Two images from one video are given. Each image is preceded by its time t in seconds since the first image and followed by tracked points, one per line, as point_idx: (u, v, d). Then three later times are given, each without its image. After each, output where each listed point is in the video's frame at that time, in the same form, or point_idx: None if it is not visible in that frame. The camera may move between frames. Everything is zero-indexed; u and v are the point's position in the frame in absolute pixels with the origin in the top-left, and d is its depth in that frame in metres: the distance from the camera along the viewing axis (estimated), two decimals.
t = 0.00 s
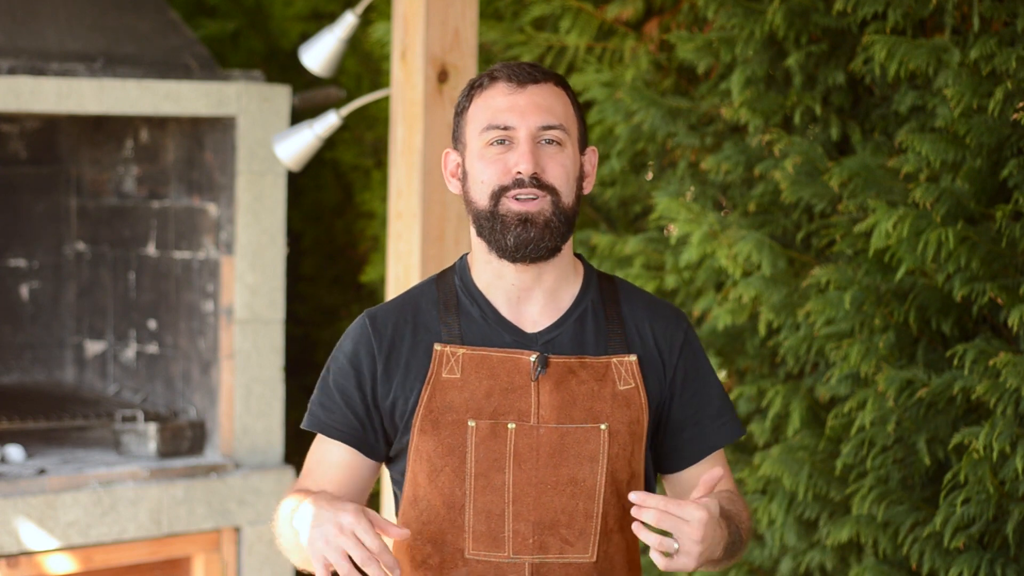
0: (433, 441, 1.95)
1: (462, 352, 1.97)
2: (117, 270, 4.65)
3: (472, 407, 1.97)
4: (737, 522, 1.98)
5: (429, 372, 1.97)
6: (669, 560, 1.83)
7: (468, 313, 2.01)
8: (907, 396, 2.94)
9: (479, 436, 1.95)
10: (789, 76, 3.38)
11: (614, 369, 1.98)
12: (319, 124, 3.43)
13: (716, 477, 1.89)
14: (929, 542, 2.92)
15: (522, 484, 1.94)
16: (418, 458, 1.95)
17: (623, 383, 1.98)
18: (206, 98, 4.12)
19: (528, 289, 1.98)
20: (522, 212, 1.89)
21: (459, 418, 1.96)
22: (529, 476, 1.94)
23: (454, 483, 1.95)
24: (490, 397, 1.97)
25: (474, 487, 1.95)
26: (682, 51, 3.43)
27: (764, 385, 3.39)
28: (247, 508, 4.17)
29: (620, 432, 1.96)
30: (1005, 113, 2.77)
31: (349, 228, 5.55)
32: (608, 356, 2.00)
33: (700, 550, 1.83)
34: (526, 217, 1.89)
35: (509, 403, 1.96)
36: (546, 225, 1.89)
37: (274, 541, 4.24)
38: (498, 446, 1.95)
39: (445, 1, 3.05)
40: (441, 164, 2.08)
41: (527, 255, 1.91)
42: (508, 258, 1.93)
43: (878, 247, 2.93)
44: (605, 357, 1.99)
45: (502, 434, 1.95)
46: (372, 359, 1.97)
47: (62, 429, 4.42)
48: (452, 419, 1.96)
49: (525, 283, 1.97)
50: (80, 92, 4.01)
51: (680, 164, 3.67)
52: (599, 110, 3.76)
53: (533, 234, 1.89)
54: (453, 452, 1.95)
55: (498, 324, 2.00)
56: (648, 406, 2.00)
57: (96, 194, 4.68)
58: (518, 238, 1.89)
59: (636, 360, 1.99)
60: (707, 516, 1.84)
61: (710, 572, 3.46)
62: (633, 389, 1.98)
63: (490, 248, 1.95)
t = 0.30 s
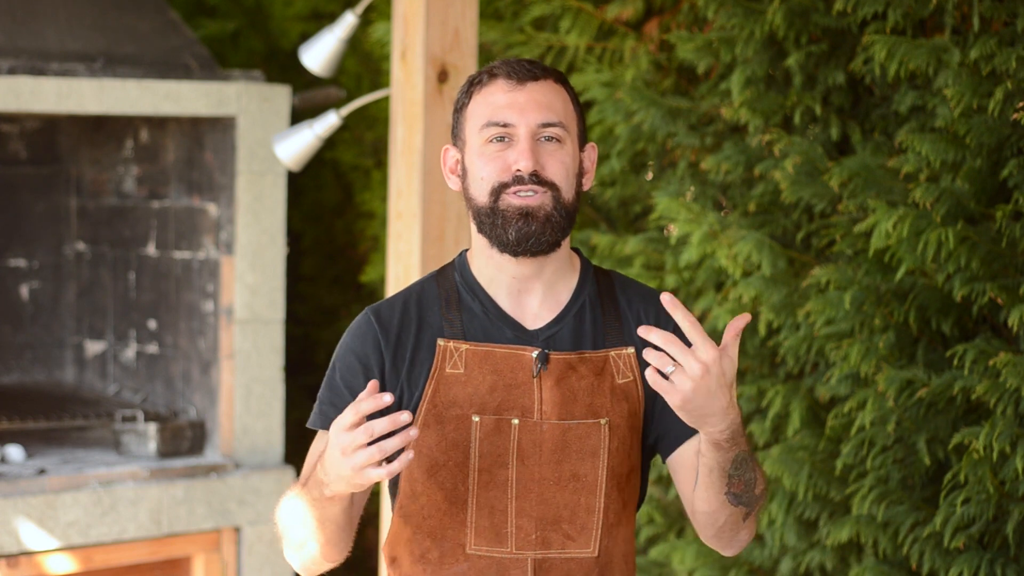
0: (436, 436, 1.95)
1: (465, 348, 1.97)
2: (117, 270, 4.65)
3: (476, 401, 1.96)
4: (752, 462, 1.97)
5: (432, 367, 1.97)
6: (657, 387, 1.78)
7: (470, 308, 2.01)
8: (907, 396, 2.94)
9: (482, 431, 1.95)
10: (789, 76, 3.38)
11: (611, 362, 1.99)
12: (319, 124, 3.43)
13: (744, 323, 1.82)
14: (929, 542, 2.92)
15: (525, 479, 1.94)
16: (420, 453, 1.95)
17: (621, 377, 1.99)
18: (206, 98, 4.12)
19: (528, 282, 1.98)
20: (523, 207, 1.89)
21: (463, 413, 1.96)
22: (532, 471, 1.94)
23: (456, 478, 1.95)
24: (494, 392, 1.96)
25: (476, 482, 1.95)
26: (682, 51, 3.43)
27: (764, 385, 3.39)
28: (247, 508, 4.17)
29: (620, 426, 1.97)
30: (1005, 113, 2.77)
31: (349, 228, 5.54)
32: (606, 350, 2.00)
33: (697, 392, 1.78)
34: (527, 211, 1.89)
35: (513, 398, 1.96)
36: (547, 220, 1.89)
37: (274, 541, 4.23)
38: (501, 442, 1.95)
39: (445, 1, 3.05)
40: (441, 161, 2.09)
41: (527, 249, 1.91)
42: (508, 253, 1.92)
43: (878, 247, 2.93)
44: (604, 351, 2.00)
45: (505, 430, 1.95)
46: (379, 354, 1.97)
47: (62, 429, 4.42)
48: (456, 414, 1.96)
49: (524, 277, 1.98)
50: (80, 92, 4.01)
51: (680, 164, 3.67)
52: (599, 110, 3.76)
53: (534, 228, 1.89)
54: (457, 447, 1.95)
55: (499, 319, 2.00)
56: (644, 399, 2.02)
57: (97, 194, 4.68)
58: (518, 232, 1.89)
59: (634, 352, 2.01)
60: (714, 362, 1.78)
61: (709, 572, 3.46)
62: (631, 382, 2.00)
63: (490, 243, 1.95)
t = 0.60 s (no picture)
0: (427, 437, 1.95)
1: (459, 348, 1.98)
2: (117, 270, 4.65)
3: (467, 403, 1.96)
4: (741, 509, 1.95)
5: (425, 367, 1.97)
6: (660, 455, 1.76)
7: (465, 309, 2.01)
8: (907, 396, 2.94)
9: (473, 433, 1.95)
10: (789, 76, 3.38)
11: (608, 366, 1.98)
12: (319, 124, 3.43)
13: (754, 393, 1.78)
14: (929, 542, 2.92)
15: (515, 482, 1.94)
16: (412, 454, 1.96)
17: (616, 381, 1.98)
18: (206, 98, 4.12)
19: (524, 283, 1.98)
20: (521, 205, 1.89)
21: (454, 414, 1.96)
22: (522, 474, 1.94)
23: (447, 479, 1.95)
24: (486, 394, 1.96)
25: (467, 484, 1.95)
26: (682, 51, 3.43)
27: (764, 385, 3.39)
28: (247, 508, 4.17)
29: (613, 430, 1.97)
30: (1005, 113, 2.77)
31: (349, 228, 5.54)
32: (602, 354, 1.99)
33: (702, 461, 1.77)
34: (524, 211, 1.89)
35: (504, 401, 1.96)
36: (546, 220, 1.89)
37: (274, 541, 4.23)
38: (492, 444, 1.95)
39: (445, 1, 3.05)
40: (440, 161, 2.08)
41: (526, 248, 1.91)
42: (507, 252, 1.93)
43: (878, 247, 2.93)
44: (600, 355, 1.99)
45: (496, 432, 1.95)
46: (373, 355, 1.98)
47: (62, 429, 4.42)
48: (448, 416, 1.96)
49: (521, 278, 1.98)
50: (80, 92, 4.01)
51: (680, 164, 3.67)
52: (599, 110, 3.76)
53: (531, 228, 1.89)
54: (447, 448, 1.95)
55: (494, 321, 2.00)
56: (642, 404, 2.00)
57: (97, 194, 4.68)
58: (516, 231, 1.89)
59: (630, 357, 1.99)
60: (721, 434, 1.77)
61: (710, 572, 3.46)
62: (627, 386, 1.98)
63: (489, 244, 1.95)
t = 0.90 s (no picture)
0: (427, 438, 1.96)
1: (458, 350, 1.98)
2: (117, 270, 4.65)
3: (466, 404, 1.97)
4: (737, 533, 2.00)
5: (425, 368, 1.98)
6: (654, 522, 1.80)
7: (465, 309, 2.01)
8: (907, 396, 2.94)
9: (472, 435, 1.95)
10: (789, 76, 3.38)
11: (608, 368, 1.98)
12: (319, 124, 3.43)
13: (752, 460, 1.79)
14: (929, 542, 2.92)
15: (513, 483, 1.94)
16: (411, 455, 1.96)
17: (616, 384, 1.97)
18: (206, 98, 4.12)
19: (524, 286, 1.98)
20: (522, 211, 1.89)
21: (453, 416, 1.96)
22: (521, 475, 1.94)
23: (447, 481, 1.95)
24: (484, 396, 1.97)
25: (466, 485, 1.95)
26: (682, 51, 3.43)
27: (764, 385, 3.39)
28: (246, 508, 4.17)
29: (612, 432, 1.96)
30: (1005, 113, 2.77)
31: (349, 228, 5.54)
32: (603, 356, 1.99)
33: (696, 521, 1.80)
34: (525, 215, 1.89)
35: (503, 402, 1.96)
36: (546, 224, 1.89)
37: (274, 541, 4.23)
38: (491, 446, 1.95)
39: (445, 1, 3.05)
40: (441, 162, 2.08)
41: (526, 252, 1.91)
42: (507, 256, 1.92)
43: (877, 247, 2.93)
44: (600, 357, 1.98)
45: (494, 434, 1.95)
46: (371, 355, 1.98)
47: (62, 429, 4.42)
48: (446, 417, 1.96)
49: (521, 281, 1.98)
50: (80, 92, 4.01)
51: (680, 164, 3.66)
52: (599, 110, 3.76)
53: (531, 232, 1.89)
54: (446, 450, 1.95)
55: (494, 322, 2.00)
56: (643, 406, 1.99)
57: (96, 194, 4.68)
58: (517, 235, 1.89)
59: (630, 359, 1.98)
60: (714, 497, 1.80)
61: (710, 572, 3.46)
62: (627, 388, 1.97)
63: (488, 246, 1.95)
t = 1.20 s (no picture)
0: (431, 438, 1.95)
1: (461, 349, 1.97)
2: (117, 270, 4.65)
3: (470, 404, 1.96)
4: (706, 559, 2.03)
5: (428, 367, 1.97)
6: None
7: (468, 309, 2.01)
8: (907, 396, 2.94)
9: (476, 434, 1.95)
10: (789, 76, 3.38)
11: (611, 366, 1.98)
12: (319, 124, 3.43)
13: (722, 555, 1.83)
14: (929, 542, 2.92)
15: (518, 482, 1.94)
16: (415, 454, 1.96)
17: (620, 382, 1.97)
18: (206, 99, 4.12)
19: (528, 286, 1.99)
20: (524, 210, 1.90)
21: (457, 415, 1.96)
22: (525, 474, 1.94)
23: (451, 480, 1.95)
24: (488, 395, 1.96)
25: (471, 485, 1.95)
26: (682, 51, 3.43)
27: (764, 385, 3.39)
28: (247, 508, 4.17)
29: (616, 431, 1.96)
30: (1005, 113, 2.77)
31: (349, 228, 5.54)
32: (606, 354, 1.99)
33: None
34: (528, 214, 1.90)
35: (507, 401, 1.96)
36: (549, 222, 1.89)
37: (274, 541, 4.23)
38: (495, 445, 1.95)
39: (445, 1, 3.05)
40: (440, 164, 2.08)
41: (530, 251, 1.91)
42: (511, 256, 1.93)
43: (878, 247, 2.93)
44: (603, 355, 1.98)
45: (499, 433, 1.95)
46: (373, 357, 1.98)
47: (62, 429, 4.42)
48: (451, 416, 1.96)
49: (525, 282, 1.98)
50: (80, 92, 4.01)
51: (680, 164, 3.67)
52: (599, 110, 3.76)
53: (536, 230, 1.89)
54: (451, 449, 1.95)
55: (496, 320, 2.00)
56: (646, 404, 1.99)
57: (97, 194, 4.68)
58: (520, 234, 1.89)
59: (635, 358, 1.98)
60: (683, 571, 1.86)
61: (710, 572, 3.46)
62: (631, 386, 1.98)
63: (491, 247, 1.96)
